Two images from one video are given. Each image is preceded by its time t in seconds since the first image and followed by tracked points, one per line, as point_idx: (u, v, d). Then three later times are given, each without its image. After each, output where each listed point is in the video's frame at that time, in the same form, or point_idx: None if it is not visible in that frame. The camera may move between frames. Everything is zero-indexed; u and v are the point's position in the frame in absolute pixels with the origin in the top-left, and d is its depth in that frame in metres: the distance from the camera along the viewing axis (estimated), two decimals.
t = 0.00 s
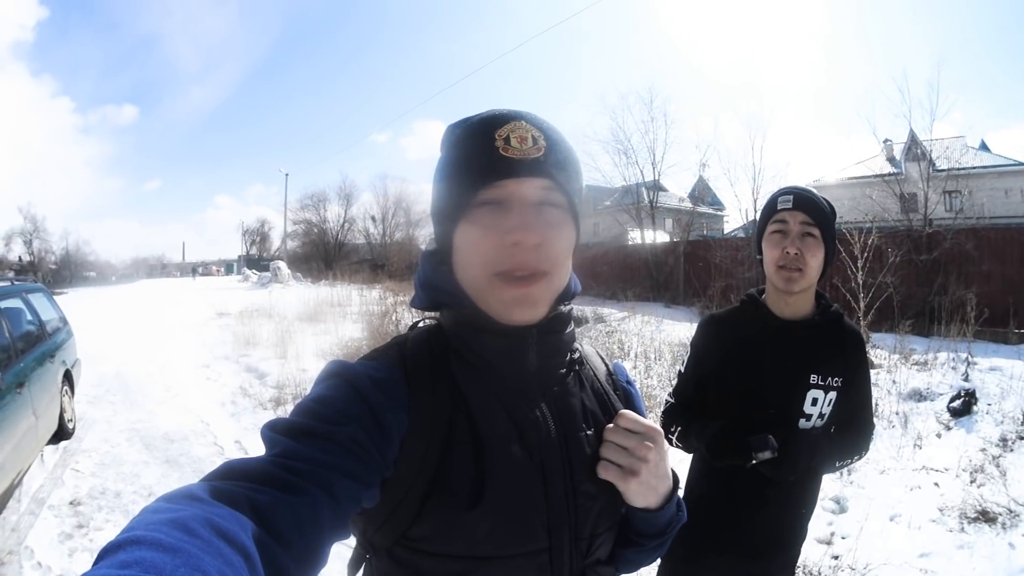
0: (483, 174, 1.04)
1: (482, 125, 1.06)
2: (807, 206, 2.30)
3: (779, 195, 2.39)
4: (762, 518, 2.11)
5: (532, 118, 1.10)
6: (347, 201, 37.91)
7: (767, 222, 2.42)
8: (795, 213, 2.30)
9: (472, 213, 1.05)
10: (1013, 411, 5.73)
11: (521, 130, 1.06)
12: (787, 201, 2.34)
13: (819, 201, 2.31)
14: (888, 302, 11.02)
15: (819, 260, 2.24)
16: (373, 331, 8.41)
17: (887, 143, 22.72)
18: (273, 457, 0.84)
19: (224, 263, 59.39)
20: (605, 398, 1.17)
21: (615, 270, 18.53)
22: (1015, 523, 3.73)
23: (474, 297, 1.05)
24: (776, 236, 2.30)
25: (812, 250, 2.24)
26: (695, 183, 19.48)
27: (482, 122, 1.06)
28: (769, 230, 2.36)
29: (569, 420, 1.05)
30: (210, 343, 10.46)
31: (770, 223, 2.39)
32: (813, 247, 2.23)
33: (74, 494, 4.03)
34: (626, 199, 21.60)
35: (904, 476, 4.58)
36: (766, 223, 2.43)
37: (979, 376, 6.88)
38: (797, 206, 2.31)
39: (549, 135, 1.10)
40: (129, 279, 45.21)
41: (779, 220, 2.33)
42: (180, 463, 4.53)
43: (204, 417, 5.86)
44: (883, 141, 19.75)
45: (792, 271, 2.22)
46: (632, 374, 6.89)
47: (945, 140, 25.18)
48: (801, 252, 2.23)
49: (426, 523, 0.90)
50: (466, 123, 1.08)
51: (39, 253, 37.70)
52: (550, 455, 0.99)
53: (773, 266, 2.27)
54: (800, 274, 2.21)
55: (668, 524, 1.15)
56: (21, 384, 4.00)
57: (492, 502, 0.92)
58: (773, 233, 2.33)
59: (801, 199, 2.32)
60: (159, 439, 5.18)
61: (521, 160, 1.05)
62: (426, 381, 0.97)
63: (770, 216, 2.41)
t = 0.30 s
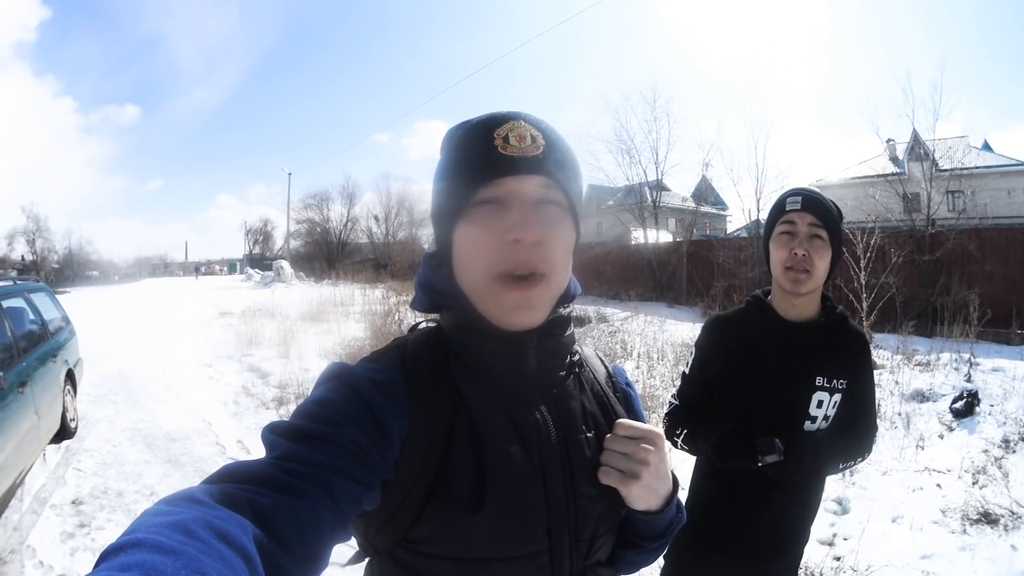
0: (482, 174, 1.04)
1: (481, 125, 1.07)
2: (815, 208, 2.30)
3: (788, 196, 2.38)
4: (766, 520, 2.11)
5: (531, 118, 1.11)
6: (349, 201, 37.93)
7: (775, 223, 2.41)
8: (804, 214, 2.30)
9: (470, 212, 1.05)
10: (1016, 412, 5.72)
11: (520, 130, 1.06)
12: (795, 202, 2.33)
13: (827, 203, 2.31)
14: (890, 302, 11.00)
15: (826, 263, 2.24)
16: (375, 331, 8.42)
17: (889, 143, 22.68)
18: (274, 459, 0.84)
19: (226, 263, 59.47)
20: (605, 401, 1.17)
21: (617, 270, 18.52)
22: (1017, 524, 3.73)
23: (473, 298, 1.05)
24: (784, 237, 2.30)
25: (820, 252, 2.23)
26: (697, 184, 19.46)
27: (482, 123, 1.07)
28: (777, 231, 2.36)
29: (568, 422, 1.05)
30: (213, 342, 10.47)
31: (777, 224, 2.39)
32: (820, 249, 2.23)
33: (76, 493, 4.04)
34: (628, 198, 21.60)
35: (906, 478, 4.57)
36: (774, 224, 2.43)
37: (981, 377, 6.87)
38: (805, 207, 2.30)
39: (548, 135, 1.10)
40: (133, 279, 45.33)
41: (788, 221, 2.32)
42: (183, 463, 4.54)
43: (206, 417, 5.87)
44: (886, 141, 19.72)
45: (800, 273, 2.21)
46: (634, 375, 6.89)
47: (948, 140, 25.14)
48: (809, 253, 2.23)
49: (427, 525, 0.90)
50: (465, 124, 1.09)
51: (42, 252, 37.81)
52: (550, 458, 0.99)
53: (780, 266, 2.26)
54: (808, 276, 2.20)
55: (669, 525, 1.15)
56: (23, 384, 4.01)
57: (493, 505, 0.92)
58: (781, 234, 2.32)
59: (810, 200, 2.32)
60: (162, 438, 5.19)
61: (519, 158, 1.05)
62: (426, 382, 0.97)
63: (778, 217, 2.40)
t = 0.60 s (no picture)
0: (482, 175, 1.04)
1: (481, 128, 1.06)
2: (820, 211, 2.30)
3: (793, 199, 2.38)
4: (767, 522, 2.11)
5: (531, 121, 1.10)
6: (348, 202, 37.93)
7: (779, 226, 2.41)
8: (808, 217, 2.30)
9: (470, 215, 1.05)
10: (1015, 414, 5.72)
11: (520, 132, 1.06)
12: (801, 205, 2.33)
13: (831, 207, 2.32)
14: (889, 304, 11.02)
15: (829, 267, 2.24)
16: (375, 333, 8.41)
17: (888, 146, 22.73)
18: (275, 459, 0.84)
19: (225, 265, 59.42)
20: (606, 402, 1.17)
21: (617, 272, 18.54)
22: (1017, 526, 3.73)
23: (473, 300, 1.05)
24: (789, 240, 2.30)
25: (823, 256, 2.24)
26: (696, 187, 19.50)
27: (481, 126, 1.07)
28: (781, 234, 2.36)
29: (568, 424, 1.05)
30: (212, 344, 10.47)
31: (781, 227, 2.39)
32: (824, 254, 2.23)
33: (74, 494, 4.03)
34: (628, 201, 21.62)
35: (905, 480, 4.57)
36: (777, 227, 2.43)
37: (980, 379, 6.87)
38: (809, 210, 2.31)
39: (548, 138, 1.10)
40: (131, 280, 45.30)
41: (793, 224, 2.32)
42: (181, 464, 4.53)
43: (204, 418, 5.86)
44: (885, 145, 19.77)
45: (803, 276, 2.21)
46: (633, 377, 6.89)
47: (947, 143, 25.18)
48: (813, 257, 2.22)
49: (428, 526, 0.89)
50: (465, 127, 1.08)
51: (40, 253, 37.84)
52: (551, 459, 0.99)
53: (784, 269, 2.25)
54: (811, 279, 2.20)
55: (676, 521, 1.14)
56: (22, 384, 4.01)
57: (494, 505, 0.91)
58: (785, 237, 2.32)
59: (815, 203, 2.32)
60: (160, 440, 5.18)
61: (519, 162, 1.04)
62: (426, 382, 0.97)
63: (781, 220, 2.40)
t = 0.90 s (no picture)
0: (482, 178, 1.03)
1: (479, 131, 1.06)
2: (817, 211, 2.31)
3: (791, 199, 2.38)
4: (766, 522, 2.10)
5: (531, 123, 1.10)
6: (346, 203, 37.93)
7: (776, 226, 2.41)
8: (806, 217, 2.30)
9: (470, 217, 1.05)
10: (1013, 415, 5.73)
11: (520, 135, 1.06)
12: (798, 205, 2.33)
13: (829, 207, 2.32)
14: (888, 305, 11.02)
15: (828, 266, 2.24)
16: (373, 334, 8.41)
17: (886, 147, 22.78)
18: (274, 460, 0.84)
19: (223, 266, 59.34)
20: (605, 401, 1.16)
21: (615, 274, 18.54)
22: (1016, 527, 3.73)
23: (472, 301, 1.04)
24: (786, 240, 2.29)
25: (821, 256, 2.24)
26: (694, 188, 19.53)
27: (481, 128, 1.06)
28: (779, 234, 2.35)
29: (567, 424, 1.04)
30: (209, 345, 10.44)
31: (779, 227, 2.39)
32: (822, 254, 2.23)
33: (71, 496, 4.02)
34: (625, 202, 21.64)
35: (904, 481, 4.57)
36: (775, 227, 2.43)
37: (978, 380, 6.88)
38: (808, 210, 2.31)
39: (547, 140, 1.10)
40: (129, 280, 45.20)
41: (791, 224, 2.32)
42: (178, 466, 4.52)
43: (202, 420, 5.85)
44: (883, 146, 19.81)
45: (802, 276, 2.21)
46: (631, 378, 6.89)
47: (944, 143, 25.23)
48: (811, 257, 2.22)
49: (427, 526, 0.89)
50: (465, 129, 1.08)
51: (37, 254, 37.79)
52: (551, 459, 0.98)
53: (781, 270, 2.25)
54: (809, 279, 2.20)
55: (681, 513, 1.14)
56: (19, 385, 4.00)
57: (494, 506, 0.91)
58: (783, 237, 2.32)
59: (813, 203, 2.32)
60: (157, 441, 5.16)
61: (518, 165, 1.04)
62: (426, 383, 0.96)
63: (779, 219, 2.40)
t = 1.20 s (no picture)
0: (481, 176, 1.03)
1: (478, 129, 1.05)
2: (814, 208, 2.31)
3: (789, 194, 2.36)
4: (766, 521, 2.10)
5: (529, 120, 1.10)
6: (343, 207, 37.92)
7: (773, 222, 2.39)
8: (806, 214, 2.29)
9: (469, 216, 1.04)
10: (1013, 411, 5.73)
11: (518, 132, 1.05)
12: (797, 201, 2.32)
13: (825, 204, 2.33)
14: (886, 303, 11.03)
15: (826, 264, 2.24)
16: (371, 338, 8.40)
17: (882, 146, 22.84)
18: (274, 458, 0.83)
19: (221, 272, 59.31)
20: (605, 399, 1.16)
21: (613, 275, 18.55)
22: (1018, 523, 3.72)
23: (472, 300, 1.04)
24: (786, 236, 2.27)
25: (820, 253, 2.23)
26: (692, 189, 19.56)
27: (480, 125, 1.06)
28: (777, 230, 2.33)
29: (568, 422, 1.03)
30: (207, 350, 10.42)
31: (777, 223, 2.37)
32: (821, 251, 2.23)
33: (69, 502, 4.00)
34: (623, 204, 21.66)
35: (904, 479, 4.57)
36: (772, 223, 2.41)
37: (978, 377, 6.88)
38: (806, 207, 2.30)
39: (546, 138, 1.09)
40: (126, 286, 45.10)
41: (790, 220, 2.30)
42: (176, 471, 4.50)
43: (200, 425, 5.83)
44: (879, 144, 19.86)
45: (802, 273, 2.20)
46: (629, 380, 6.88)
47: (941, 141, 25.29)
48: (811, 254, 2.22)
49: (428, 525, 0.89)
50: (463, 127, 1.07)
51: (34, 261, 37.78)
52: (553, 456, 0.98)
53: (782, 266, 2.23)
54: (810, 276, 2.20)
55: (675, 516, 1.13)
56: (16, 391, 3.98)
57: (494, 502, 0.91)
58: (782, 233, 2.30)
59: (810, 199, 2.32)
60: (155, 447, 5.14)
61: (518, 163, 1.04)
62: (426, 381, 0.95)
63: (777, 215, 2.38)
